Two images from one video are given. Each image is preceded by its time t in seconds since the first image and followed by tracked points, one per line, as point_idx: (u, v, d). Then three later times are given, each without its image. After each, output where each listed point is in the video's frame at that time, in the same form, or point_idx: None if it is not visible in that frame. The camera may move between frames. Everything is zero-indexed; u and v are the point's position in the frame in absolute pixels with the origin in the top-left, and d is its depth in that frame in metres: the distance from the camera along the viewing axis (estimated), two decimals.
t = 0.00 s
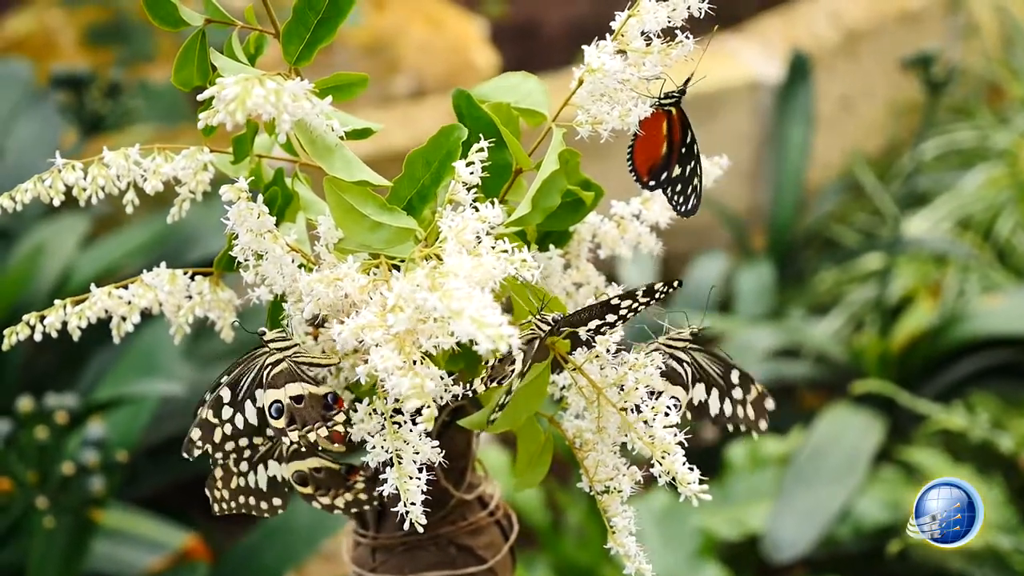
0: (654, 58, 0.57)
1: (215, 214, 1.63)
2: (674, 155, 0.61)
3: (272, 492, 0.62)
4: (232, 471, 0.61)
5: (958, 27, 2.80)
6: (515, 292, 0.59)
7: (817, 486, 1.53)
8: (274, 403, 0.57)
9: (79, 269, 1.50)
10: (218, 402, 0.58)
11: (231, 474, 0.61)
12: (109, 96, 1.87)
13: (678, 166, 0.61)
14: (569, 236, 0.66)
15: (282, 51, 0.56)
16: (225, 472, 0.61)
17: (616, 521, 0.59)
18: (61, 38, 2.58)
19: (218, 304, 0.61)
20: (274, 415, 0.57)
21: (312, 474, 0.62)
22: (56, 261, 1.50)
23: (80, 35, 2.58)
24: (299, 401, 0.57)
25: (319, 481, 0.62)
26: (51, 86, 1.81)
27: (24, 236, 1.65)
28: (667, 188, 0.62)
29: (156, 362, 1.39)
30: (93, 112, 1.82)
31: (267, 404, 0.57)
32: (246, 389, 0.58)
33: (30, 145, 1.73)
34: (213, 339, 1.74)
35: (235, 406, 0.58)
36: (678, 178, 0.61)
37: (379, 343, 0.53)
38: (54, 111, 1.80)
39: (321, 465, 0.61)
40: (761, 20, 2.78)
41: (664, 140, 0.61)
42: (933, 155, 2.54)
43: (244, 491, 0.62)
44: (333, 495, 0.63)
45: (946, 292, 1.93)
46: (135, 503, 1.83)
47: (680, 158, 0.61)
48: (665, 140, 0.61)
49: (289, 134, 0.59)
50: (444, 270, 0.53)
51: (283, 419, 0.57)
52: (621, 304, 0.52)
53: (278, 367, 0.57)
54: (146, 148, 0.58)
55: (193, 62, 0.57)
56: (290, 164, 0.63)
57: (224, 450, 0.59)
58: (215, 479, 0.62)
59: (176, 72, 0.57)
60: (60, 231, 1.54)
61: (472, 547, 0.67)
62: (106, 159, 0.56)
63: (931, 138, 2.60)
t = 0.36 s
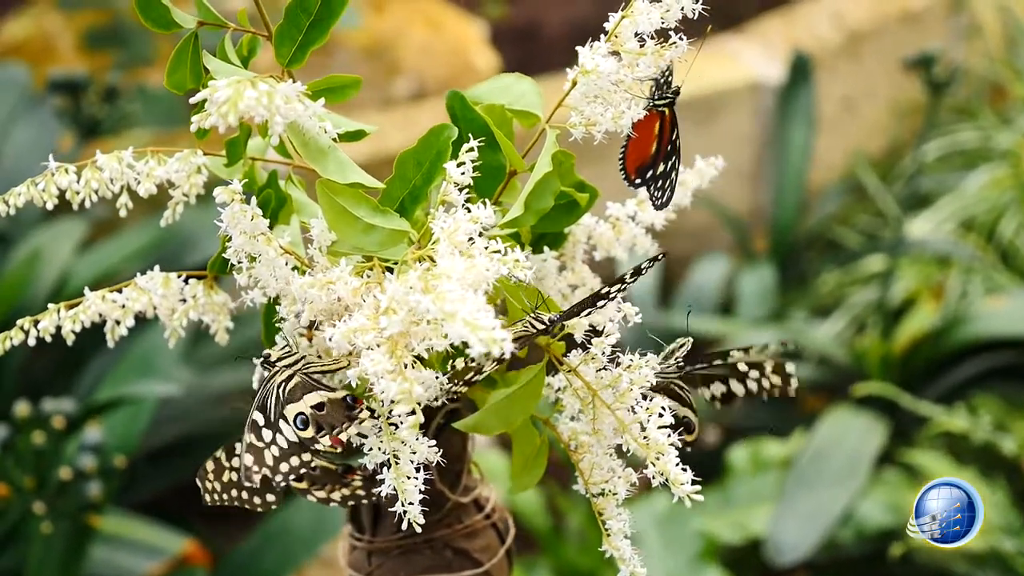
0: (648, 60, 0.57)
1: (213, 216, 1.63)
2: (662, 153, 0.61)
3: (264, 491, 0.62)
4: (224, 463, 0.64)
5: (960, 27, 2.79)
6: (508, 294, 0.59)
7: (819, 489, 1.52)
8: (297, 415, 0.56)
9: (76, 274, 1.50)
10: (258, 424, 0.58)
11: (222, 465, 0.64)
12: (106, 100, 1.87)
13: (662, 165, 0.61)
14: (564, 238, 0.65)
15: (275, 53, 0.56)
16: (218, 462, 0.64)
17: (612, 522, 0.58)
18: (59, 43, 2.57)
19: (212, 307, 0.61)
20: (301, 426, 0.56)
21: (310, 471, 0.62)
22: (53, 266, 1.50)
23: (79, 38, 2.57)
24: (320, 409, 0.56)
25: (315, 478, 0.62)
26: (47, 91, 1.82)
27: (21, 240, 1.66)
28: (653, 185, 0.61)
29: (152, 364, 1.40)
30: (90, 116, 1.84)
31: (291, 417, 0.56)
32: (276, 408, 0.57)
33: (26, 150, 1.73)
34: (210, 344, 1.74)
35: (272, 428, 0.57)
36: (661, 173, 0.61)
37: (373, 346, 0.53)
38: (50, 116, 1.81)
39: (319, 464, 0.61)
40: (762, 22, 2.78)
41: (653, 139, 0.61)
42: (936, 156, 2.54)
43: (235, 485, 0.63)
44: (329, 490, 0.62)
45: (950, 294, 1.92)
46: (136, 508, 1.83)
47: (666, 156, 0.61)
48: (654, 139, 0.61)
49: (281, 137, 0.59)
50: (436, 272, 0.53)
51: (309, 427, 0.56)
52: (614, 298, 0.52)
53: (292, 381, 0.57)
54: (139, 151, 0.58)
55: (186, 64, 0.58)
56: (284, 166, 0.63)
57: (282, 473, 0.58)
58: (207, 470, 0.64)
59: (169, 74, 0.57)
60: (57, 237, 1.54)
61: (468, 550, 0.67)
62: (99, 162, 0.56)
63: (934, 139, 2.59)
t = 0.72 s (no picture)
0: (644, 62, 0.56)
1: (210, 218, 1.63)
2: (657, 154, 0.60)
3: (266, 503, 0.63)
4: (221, 484, 0.63)
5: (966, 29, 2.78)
6: (503, 299, 0.59)
7: (823, 494, 1.51)
8: (291, 410, 0.55)
9: (75, 276, 1.51)
10: (256, 408, 0.58)
11: (220, 487, 0.63)
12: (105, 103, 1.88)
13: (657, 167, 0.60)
14: (560, 242, 0.65)
15: (269, 55, 0.56)
16: (215, 487, 0.63)
17: (608, 527, 0.58)
18: (58, 44, 2.58)
19: (207, 310, 0.61)
20: (298, 421, 0.55)
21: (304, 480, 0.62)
22: (51, 270, 1.50)
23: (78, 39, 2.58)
24: (313, 409, 0.56)
25: (310, 487, 0.62)
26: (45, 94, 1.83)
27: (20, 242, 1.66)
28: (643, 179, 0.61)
29: (150, 370, 1.38)
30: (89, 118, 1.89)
31: (287, 413, 0.55)
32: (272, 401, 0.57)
33: (24, 152, 1.73)
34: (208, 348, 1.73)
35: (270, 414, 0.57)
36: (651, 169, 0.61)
37: (368, 350, 0.53)
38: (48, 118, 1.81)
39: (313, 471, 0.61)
40: (766, 25, 2.78)
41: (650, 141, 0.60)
42: (941, 159, 2.52)
43: (236, 506, 0.63)
44: (325, 499, 0.62)
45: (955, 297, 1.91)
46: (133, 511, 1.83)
47: (659, 156, 0.60)
48: (651, 141, 0.60)
49: (276, 140, 0.59)
50: (430, 276, 0.53)
51: (305, 423, 0.55)
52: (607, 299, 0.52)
53: (284, 384, 0.56)
54: (133, 154, 0.58)
55: (180, 67, 0.58)
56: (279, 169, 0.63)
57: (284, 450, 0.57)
58: (205, 496, 0.63)
59: (163, 76, 0.57)
60: (56, 240, 1.54)
61: (464, 556, 0.66)
62: (92, 165, 0.56)
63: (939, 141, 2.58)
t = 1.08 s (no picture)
0: (645, 64, 0.55)
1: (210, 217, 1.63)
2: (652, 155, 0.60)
3: (306, 525, 0.62)
4: (261, 529, 0.62)
5: (975, 30, 2.76)
6: (501, 300, 0.58)
7: (828, 498, 1.50)
8: (287, 408, 0.55)
9: (75, 276, 1.50)
10: (244, 408, 0.58)
11: (261, 534, 0.62)
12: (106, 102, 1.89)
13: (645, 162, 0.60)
14: (560, 244, 0.64)
15: (266, 55, 0.56)
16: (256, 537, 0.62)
17: (606, 532, 0.57)
18: (61, 43, 2.57)
19: (203, 312, 0.61)
20: (294, 420, 0.56)
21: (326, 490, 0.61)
22: (51, 269, 1.49)
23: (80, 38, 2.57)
24: (309, 406, 0.56)
25: (333, 493, 0.61)
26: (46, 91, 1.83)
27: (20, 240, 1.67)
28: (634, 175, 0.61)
29: (150, 370, 1.38)
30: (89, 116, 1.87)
31: (282, 412, 0.56)
32: (262, 401, 0.56)
33: (24, 151, 1.72)
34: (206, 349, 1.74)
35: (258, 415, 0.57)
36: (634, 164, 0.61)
37: (363, 354, 0.52)
38: (48, 117, 1.82)
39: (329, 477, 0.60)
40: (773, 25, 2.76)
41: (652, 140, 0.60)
42: (950, 161, 2.51)
43: (285, 544, 0.62)
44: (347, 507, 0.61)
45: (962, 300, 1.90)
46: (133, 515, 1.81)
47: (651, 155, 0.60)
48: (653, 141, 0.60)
49: (272, 140, 0.59)
50: (426, 279, 0.52)
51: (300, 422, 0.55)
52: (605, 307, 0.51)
53: (279, 383, 0.57)
54: (129, 154, 0.58)
55: (177, 67, 0.57)
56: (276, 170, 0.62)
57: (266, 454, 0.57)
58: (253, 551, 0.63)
59: (159, 76, 0.57)
60: (56, 239, 1.53)
61: (463, 560, 0.66)
62: (88, 165, 0.56)
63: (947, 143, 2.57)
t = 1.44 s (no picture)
0: (649, 63, 0.55)
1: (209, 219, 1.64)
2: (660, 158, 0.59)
3: (292, 527, 0.61)
4: (253, 523, 0.60)
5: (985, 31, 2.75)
6: (502, 304, 0.58)
7: (835, 501, 1.49)
8: (298, 402, 0.54)
9: (76, 276, 1.50)
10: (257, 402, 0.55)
11: (254, 528, 0.60)
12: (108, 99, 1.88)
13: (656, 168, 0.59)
14: (563, 246, 0.64)
15: (265, 55, 0.55)
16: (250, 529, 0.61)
17: (607, 538, 0.57)
18: (63, 40, 2.54)
19: (202, 313, 0.60)
20: (307, 413, 0.54)
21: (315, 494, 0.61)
22: (51, 269, 1.48)
23: (83, 35, 2.56)
24: (320, 400, 0.54)
25: (322, 500, 0.60)
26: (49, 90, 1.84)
27: (20, 239, 1.67)
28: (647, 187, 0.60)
29: (152, 370, 1.38)
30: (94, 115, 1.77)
31: (294, 406, 0.54)
32: (273, 395, 0.55)
33: (28, 148, 1.74)
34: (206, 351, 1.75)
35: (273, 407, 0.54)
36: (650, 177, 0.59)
37: (363, 356, 0.52)
38: (49, 115, 1.82)
39: (319, 482, 0.60)
40: (781, 25, 2.75)
41: (656, 142, 0.59)
42: (959, 164, 2.50)
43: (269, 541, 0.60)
44: (337, 513, 0.61)
45: (970, 303, 1.89)
46: (136, 515, 1.81)
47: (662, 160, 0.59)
48: (658, 142, 0.59)
49: (272, 140, 0.58)
50: (427, 280, 0.52)
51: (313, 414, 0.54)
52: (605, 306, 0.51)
53: (286, 380, 0.56)
54: (128, 152, 0.58)
55: (176, 65, 0.57)
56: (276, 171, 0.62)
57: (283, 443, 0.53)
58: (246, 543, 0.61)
59: (159, 75, 0.57)
60: (56, 237, 1.53)
61: (463, 564, 0.65)
62: (86, 164, 0.56)
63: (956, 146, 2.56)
